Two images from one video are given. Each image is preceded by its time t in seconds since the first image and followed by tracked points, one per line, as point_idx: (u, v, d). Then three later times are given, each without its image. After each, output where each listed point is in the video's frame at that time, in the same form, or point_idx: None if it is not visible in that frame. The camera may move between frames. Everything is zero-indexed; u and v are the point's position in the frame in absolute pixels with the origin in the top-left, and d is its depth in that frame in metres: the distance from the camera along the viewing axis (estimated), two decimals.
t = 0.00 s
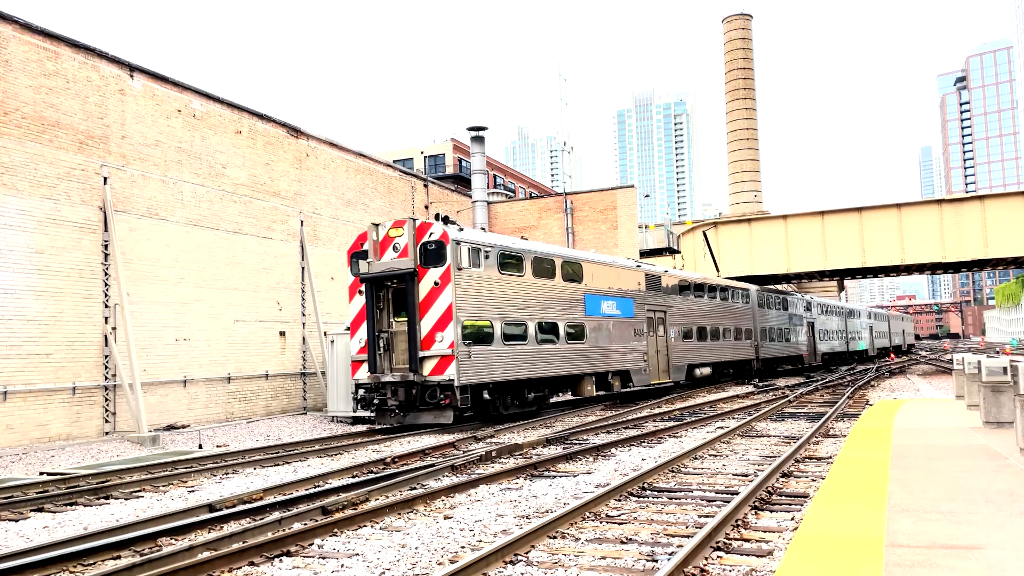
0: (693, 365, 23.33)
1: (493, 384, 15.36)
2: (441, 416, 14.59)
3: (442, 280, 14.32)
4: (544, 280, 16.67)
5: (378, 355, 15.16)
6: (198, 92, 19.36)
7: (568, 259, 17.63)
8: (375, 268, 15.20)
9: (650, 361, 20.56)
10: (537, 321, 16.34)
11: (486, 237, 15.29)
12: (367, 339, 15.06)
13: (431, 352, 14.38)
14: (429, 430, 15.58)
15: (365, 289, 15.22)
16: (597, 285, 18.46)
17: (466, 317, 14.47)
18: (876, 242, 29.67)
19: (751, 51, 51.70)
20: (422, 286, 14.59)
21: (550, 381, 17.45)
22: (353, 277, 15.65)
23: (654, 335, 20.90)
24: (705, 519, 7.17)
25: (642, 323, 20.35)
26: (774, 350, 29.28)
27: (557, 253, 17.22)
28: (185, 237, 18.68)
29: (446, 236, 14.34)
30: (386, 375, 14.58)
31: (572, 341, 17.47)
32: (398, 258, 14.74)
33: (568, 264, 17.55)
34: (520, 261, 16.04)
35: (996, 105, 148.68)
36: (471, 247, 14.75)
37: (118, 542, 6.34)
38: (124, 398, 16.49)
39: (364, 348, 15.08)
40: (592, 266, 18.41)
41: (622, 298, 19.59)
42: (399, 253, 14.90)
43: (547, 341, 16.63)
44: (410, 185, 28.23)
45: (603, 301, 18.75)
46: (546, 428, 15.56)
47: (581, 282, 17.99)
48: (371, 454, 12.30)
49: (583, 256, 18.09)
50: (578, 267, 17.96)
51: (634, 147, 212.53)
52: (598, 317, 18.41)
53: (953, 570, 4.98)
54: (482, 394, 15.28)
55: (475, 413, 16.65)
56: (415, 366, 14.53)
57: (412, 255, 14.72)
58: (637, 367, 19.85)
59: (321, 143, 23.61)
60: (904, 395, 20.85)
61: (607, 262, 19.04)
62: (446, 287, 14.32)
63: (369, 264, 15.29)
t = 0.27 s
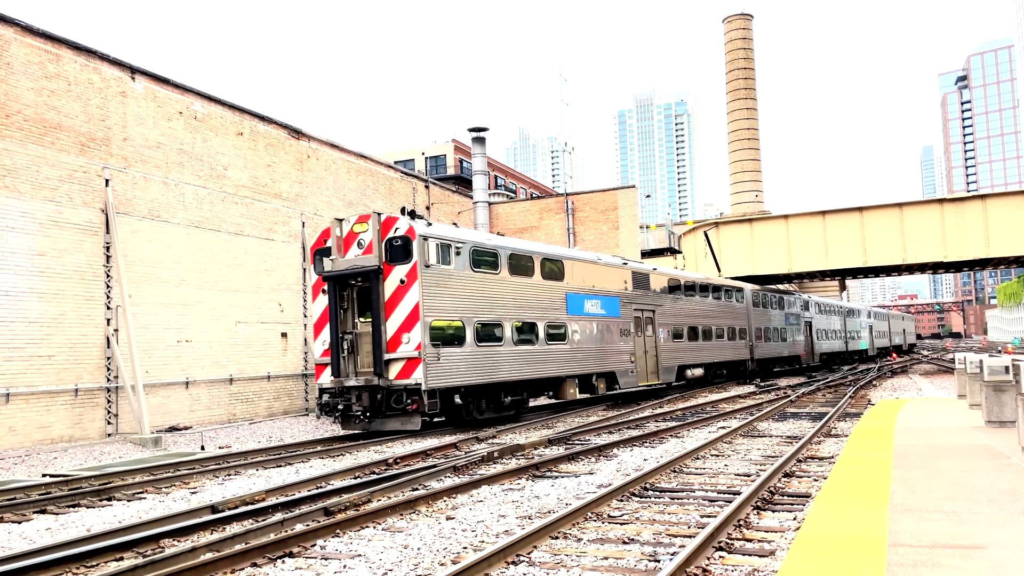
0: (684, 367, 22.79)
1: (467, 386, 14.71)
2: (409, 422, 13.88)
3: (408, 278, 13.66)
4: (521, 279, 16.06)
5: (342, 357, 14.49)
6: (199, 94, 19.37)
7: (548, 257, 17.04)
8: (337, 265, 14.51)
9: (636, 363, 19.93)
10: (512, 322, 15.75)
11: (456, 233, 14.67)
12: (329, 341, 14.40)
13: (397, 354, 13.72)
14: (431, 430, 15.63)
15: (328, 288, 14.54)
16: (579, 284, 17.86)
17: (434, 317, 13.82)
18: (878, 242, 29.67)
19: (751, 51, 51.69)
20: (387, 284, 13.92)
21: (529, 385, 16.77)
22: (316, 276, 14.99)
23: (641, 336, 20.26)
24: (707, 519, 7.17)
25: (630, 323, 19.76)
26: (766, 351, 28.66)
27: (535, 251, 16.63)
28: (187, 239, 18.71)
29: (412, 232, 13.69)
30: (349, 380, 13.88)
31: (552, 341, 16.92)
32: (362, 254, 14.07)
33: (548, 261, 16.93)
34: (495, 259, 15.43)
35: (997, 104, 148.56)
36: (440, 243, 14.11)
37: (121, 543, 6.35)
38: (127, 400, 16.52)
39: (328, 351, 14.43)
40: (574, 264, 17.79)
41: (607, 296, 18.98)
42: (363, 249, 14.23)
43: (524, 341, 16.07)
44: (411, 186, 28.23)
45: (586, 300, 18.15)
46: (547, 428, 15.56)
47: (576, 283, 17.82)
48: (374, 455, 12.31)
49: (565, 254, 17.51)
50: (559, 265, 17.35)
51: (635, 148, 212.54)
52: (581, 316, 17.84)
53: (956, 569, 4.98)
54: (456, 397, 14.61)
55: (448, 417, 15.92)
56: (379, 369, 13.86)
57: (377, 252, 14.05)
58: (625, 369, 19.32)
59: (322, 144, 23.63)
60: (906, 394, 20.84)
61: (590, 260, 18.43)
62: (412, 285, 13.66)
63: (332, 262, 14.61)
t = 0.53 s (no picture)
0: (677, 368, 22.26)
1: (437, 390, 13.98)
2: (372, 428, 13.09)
3: (371, 274, 12.81)
4: (497, 276, 15.31)
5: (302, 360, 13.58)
6: (202, 94, 19.40)
7: (529, 253, 16.35)
8: (298, 262, 13.65)
9: (624, 363, 19.35)
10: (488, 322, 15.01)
11: (426, 227, 13.87)
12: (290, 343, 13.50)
13: (360, 355, 12.88)
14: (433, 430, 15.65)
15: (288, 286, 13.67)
16: (561, 281, 17.16)
17: (401, 317, 12.98)
18: (881, 240, 29.63)
19: (754, 50, 51.63)
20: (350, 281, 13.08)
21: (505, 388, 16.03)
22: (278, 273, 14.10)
23: (628, 336, 19.64)
24: (711, 518, 7.18)
25: (617, 322, 19.18)
26: (760, 351, 27.92)
27: (514, 247, 15.92)
28: (190, 240, 18.74)
29: (376, 225, 12.85)
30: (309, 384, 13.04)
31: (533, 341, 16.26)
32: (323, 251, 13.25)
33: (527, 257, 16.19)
34: (469, 254, 14.67)
35: (1001, 102, 148.26)
36: (406, 237, 13.28)
37: (125, 544, 6.36)
38: (131, 400, 16.58)
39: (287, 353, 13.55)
40: (556, 261, 17.05)
41: (591, 293, 18.29)
42: (326, 244, 13.39)
43: (502, 342, 15.38)
44: (414, 186, 28.25)
45: (574, 298, 17.56)
46: (550, 428, 15.56)
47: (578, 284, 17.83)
48: (377, 455, 12.33)
49: (548, 250, 16.83)
50: (540, 261, 16.61)
51: (638, 147, 212.50)
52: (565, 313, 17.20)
53: (960, 568, 4.97)
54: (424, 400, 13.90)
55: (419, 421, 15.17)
56: (341, 372, 12.97)
57: (340, 247, 13.22)
58: (613, 371, 18.77)
59: (325, 145, 23.66)
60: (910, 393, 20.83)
61: (574, 257, 17.71)
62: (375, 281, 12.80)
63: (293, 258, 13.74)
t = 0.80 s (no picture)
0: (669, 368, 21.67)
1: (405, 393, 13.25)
2: (332, 434, 12.32)
3: (331, 270, 12.01)
4: (470, 272, 14.58)
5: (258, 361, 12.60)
6: (206, 95, 19.44)
7: (532, 252, 16.36)
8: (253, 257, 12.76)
9: (613, 364, 18.68)
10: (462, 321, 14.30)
11: (393, 220, 13.09)
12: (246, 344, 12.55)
13: (319, 356, 12.07)
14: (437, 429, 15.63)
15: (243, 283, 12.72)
16: (542, 279, 16.48)
17: (363, 314, 12.20)
18: (886, 239, 29.56)
19: (758, 48, 51.54)
20: (309, 278, 12.27)
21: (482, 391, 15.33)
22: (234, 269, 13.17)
23: (617, 335, 18.96)
24: (716, 517, 7.17)
25: (604, 321, 18.53)
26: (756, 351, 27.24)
27: (492, 243, 15.28)
28: (195, 240, 18.78)
29: (336, 217, 12.09)
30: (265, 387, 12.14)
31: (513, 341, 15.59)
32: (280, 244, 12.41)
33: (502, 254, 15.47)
34: (440, 249, 13.94)
35: (1006, 99, 147.77)
36: (370, 230, 12.52)
37: (131, 543, 6.38)
38: (137, 400, 16.63)
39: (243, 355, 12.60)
40: (533, 257, 16.34)
41: (577, 291, 17.67)
42: (283, 238, 12.46)
43: (478, 342, 14.66)
44: (418, 186, 28.27)
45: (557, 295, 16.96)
46: (555, 427, 15.56)
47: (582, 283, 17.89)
48: (382, 455, 12.32)
49: (528, 246, 16.21)
50: (516, 257, 15.90)
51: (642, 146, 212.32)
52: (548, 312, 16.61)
53: (966, 567, 4.96)
54: (393, 404, 13.22)
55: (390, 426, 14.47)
56: (300, 374, 12.07)
57: (298, 241, 12.35)
58: (601, 372, 18.13)
59: (329, 145, 23.70)
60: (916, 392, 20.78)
61: (554, 253, 17.02)
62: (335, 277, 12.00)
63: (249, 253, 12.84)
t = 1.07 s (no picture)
0: (661, 369, 20.96)
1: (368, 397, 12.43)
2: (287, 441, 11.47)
3: (285, 265, 11.27)
4: (444, 268, 13.74)
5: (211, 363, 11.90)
6: (212, 95, 19.48)
7: (540, 251, 16.39)
8: (207, 252, 12.07)
9: (601, 364, 17.97)
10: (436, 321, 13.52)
11: (355, 212, 12.30)
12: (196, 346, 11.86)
13: (273, 358, 11.34)
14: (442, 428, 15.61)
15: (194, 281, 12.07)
16: (524, 275, 15.72)
17: (320, 314, 11.39)
18: (892, 237, 29.46)
19: (763, 46, 51.40)
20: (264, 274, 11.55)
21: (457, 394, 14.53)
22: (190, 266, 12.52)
23: (606, 334, 18.25)
24: (722, 516, 7.16)
25: (591, 320, 17.80)
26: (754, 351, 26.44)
27: (471, 238, 14.52)
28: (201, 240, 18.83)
29: (290, 209, 11.33)
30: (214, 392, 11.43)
31: (491, 341, 14.83)
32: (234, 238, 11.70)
33: (478, 250, 14.65)
34: (410, 244, 13.13)
35: (1013, 96, 147.13)
36: (328, 223, 11.73)
37: (138, 543, 6.40)
38: (143, 400, 16.69)
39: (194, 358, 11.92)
40: (512, 254, 15.55)
41: (562, 289, 16.93)
42: (238, 232, 11.83)
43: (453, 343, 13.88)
44: (423, 185, 28.29)
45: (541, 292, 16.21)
46: (561, 427, 15.56)
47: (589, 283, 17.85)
48: (388, 454, 12.33)
49: (510, 241, 15.49)
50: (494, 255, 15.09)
51: (647, 144, 211.98)
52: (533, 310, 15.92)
53: (973, 567, 4.93)
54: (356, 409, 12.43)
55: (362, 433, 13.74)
56: (250, 378, 11.34)
57: (251, 235, 11.67)
58: (589, 372, 17.42)
59: (334, 145, 23.73)
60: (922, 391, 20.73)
61: (537, 250, 16.26)
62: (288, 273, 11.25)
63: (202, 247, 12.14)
